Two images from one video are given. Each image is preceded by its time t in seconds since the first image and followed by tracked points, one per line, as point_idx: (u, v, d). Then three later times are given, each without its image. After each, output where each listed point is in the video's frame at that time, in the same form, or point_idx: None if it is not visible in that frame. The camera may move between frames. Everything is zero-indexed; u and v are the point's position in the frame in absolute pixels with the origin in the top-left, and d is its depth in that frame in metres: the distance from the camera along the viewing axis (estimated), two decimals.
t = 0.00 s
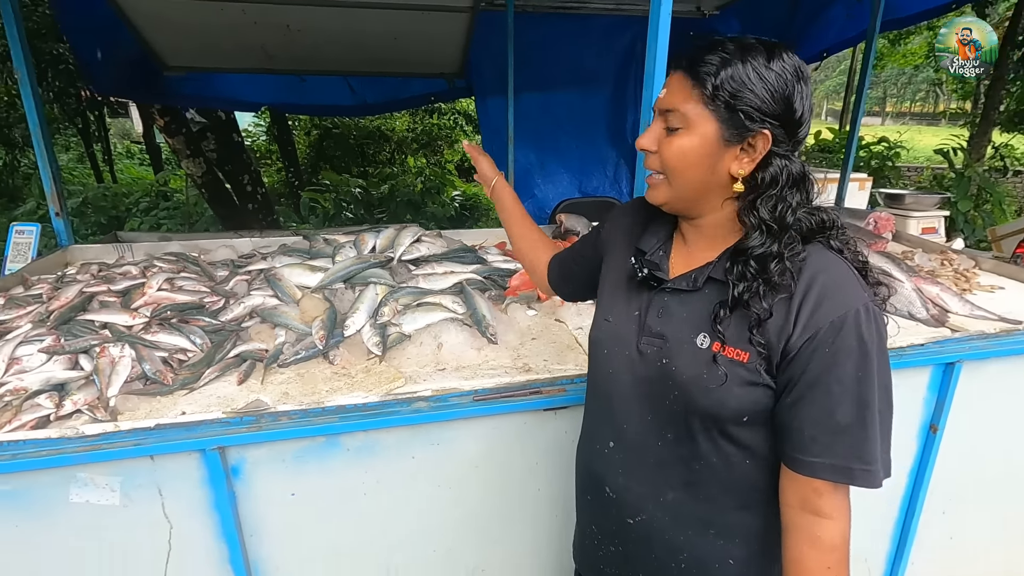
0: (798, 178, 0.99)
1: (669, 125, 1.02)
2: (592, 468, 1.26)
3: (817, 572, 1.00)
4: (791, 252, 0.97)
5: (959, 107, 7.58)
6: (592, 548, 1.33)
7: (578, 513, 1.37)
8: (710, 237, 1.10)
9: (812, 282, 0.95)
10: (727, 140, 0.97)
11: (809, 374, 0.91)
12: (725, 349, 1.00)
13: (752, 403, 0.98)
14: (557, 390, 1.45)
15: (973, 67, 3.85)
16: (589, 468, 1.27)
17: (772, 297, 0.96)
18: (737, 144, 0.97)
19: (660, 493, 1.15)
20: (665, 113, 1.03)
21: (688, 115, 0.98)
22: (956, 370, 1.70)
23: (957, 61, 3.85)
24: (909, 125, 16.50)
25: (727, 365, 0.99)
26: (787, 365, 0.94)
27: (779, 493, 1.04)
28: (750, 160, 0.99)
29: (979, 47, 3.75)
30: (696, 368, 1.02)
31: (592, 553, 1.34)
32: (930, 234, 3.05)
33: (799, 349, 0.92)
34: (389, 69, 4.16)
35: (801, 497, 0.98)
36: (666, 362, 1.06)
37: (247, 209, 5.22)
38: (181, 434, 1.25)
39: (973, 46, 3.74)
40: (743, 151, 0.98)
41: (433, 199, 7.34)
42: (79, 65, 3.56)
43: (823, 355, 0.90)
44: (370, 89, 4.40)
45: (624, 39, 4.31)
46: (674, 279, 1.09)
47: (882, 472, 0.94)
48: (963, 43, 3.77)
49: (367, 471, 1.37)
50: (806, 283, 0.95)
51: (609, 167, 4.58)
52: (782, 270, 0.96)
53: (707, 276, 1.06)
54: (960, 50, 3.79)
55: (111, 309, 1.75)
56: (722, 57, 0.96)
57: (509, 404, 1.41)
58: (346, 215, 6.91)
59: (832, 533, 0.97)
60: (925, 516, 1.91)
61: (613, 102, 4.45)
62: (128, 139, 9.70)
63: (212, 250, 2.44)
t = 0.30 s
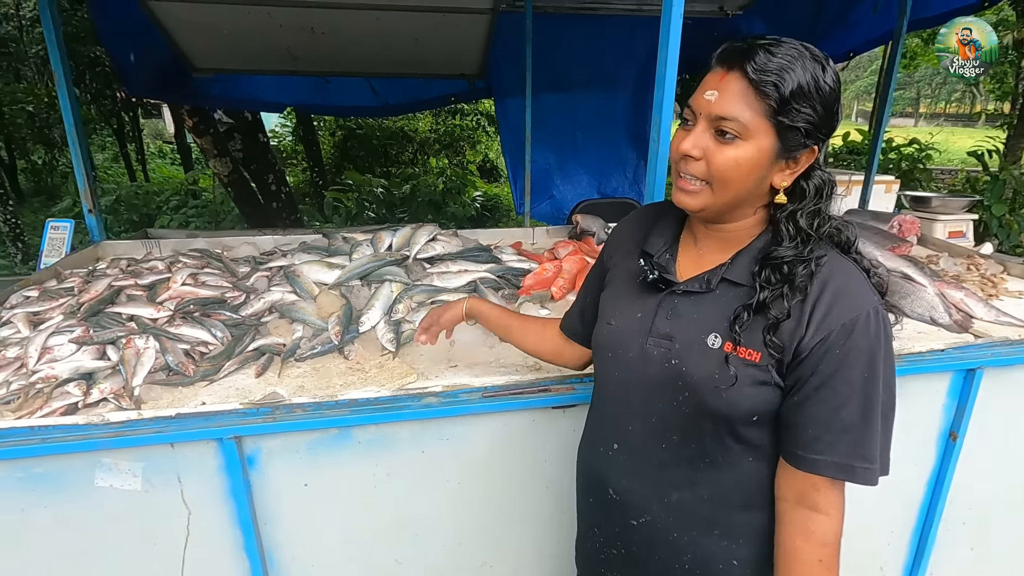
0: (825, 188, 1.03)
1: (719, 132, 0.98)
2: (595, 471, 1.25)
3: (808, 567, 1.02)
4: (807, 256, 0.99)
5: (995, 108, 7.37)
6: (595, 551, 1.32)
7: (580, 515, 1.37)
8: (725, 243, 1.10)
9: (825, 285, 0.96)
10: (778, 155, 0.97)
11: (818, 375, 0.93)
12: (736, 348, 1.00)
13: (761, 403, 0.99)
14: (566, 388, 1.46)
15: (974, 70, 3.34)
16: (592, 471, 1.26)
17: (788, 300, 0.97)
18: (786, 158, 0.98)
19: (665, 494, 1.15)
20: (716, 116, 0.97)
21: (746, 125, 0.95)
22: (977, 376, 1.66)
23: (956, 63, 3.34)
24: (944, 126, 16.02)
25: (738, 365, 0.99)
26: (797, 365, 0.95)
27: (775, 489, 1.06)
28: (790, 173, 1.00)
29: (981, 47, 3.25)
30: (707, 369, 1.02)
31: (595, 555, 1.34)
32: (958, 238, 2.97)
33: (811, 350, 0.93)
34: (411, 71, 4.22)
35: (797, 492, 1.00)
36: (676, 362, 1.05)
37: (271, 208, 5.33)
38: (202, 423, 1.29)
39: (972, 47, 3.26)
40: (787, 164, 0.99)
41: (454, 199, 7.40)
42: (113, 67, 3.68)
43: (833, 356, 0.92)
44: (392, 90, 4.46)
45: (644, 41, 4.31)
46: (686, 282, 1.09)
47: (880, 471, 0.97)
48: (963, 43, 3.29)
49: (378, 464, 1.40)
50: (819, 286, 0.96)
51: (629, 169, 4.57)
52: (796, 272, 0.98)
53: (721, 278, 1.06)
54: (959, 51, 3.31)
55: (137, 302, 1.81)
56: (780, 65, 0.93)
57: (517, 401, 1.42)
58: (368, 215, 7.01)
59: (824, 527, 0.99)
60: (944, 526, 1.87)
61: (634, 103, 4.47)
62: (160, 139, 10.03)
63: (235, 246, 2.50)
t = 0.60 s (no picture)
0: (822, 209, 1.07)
1: (729, 162, 0.99)
2: (600, 502, 1.24)
3: None
4: (813, 279, 1.01)
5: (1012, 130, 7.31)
6: None
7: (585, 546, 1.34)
8: (727, 270, 1.11)
9: (832, 308, 0.98)
10: (784, 183, 0.99)
11: (837, 399, 0.94)
12: (749, 374, 1.00)
13: (779, 428, 0.99)
14: (569, 414, 1.44)
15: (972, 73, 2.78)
16: (598, 501, 1.24)
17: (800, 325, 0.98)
18: (791, 185, 1.00)
19: (678, 523, 1.14)
20: (726, 148, 0.99)
21: (757, 156, 0.97)
22: (989, 405, 1.63)
23: (954, 65, 2.76)
24: (961, 148, 15.89)
25: (752, 392, 1.00)
26: (813, 390, 0.96)
27: (800, 512, 1.08)
28: (793, 199, 1.03)
29: (981, 47, 2.66)
30: (722, 397, 1.01)
31: None
32: (972, 262, 2.93)
33: (825, 372, 0.94)
34: (424, 96, 4.32)
35: (826, 515, 1.02)
36: (690, 392, 1.04)
37: (286, 228, 5.42)
38: (209, 443, 1.32)
39: (973, 45, 2.67)
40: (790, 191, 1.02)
41: (466, 219, 7.47)
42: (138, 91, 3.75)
43: (847, 379, 0.93)
44: (406, 115, 4.56)
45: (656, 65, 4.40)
46: (692, 310, 1.09)
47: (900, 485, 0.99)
48: (962, 43, 2.70)
49: (383, 486, 1.41)
50: (827, 310, 0.98)
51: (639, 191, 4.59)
52: (804, 297, 0.99)
53: (728, 305, 1.06)
54: (958, 51, 2.71)
55: (153, 322, 1.86)
56: (783, 98, 0.97)
57: (518, 425, 1.41)
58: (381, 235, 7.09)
59: (858, 547, 1.01)
60: (960, 558, 1.82)
61: (644, 128, 4.52)
62: (182, 160, 10.34)
63: (249, 267, 2.55)
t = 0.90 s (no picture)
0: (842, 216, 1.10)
1: (765, 176, 1.00)
2: (635, 521, 1.23)
3: None
4: (843, 289, 1.02)
5: None
6: None
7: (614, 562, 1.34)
8: (754, 283, 1.11)
9: (861, 317, 1.00)
10: (814, 192, 1.02)
11: (870, 408, 0.96)
12: (783, 388, 1.01)
13: (811, 439, 1.01)
14: (591, 426, 1.45)
15: (972, 74, 2.57)
16: (632, 519, 1.23)
17: (832, 337, 0.99)
18: (817, 194, 1.04)
19: (716, 540, 1.14)
20: (759, 163, 1.00)
21: (790, 167, 0.99)
22: None
23: (953, 66, 2.53)
24: (1004, 161, 15.36)
25: (786, 406, 1.01)
26: (846, 401, 0.98)
27: (824, 520, 1.11)
28: (818, 208, 1.06)
29: (981, 47, 2.46)
30: (757, 411, 1.02)
31: None
32: (1011, 281, 2.83)
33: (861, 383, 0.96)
34: (452, 111, 4.41)
35: (853, 520, 1.05)
36: (724, 407, 1.05)
37: (317, 239, 5.57)
38: (242, 446, 1.37)
39: (973, 46, 2.47)
40: (816, 200, 1.05)
41: (493, 231, 7.54)
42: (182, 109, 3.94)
43: (878, 388, 0.96)
44: (435, 129, 4.66)
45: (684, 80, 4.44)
46: (723, 325, 1.09)
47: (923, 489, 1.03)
48: (961, 43, 2.50)
49: (406, 493, 1.45)
50: (857, 320, 1.00)
51: (666, 205, 4.58)
52: (835, 308, 1.01)
53: (758, 319, 1.07)
54: (957, 51, 2.50)
55: (192, 329, 1.95)
56: (801, 112, 1.00)
57: (540, 436, 1.43)
58: (409, 246, 7.21)
59: (884, 550, 1.05)
60: None
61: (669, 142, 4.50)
62: (219, 172, 10.75)
63: (282, 277, 2.64)
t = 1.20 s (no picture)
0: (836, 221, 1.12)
1: (789, 189, 0.97)
2: (648, 513, 1.21)
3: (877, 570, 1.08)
4: (843, 285, 1.03)
5: None
6: None
7: (626, 554, 1.31)
8: (760, 286, 1.11)
9: (861, 312, 1.02)
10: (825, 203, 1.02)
11: (871, 398, 0.99)
12: (789, 380, 1.02)
13: (816, 429, 1.02)
14: (596, 422, 1.50)
15: (972, 74, 2.64)
16: (646, 510, 1.21)
17: (834, 330, 1.01)
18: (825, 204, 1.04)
19: (729, 527, 1.13)
20: (784, 176, 0.97)
21: (813, 181, 0.97)
22: None
23: (952, 66, 2.59)
24: None
25: (792, 397, 1.01)
26: (847, 392, 1.00)
27: (826, 504, 1.13)
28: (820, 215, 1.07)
29: (981, 47, 2.54)
30: (767, 404, 1.02)
31: None
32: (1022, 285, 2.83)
33: (863, 374, 0.98)
34: (464, 116, 4.48)
35: (854, 504, 1.07)
36: (734, 400, 1.05)
37: (332, 240, 5.68)
38: (263, 438, 1.45)
39: (972, 46, 2.54)
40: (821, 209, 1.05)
41: (505, 234, 7.59)
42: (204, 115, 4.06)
43: (877, 379, 0.98)
44: (448, 134, 4.74)
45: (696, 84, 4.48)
46: (730, 323, 1.09)
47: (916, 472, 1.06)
48: (961, 43, 2.56)
49: (418, 484, 1.51)
50: (855, 314, 1.02)
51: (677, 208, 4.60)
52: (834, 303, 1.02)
53: (765, 316, 1.07)
54: (956, 52, 2.57)
55: (215, 327, 2.03)
56: (818, 126, 0.99)
57: (546, 431, 1.48)
58: (422, 248, 7.30)
59: (882, 532, 1.07)
60: None
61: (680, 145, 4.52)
62: (236, 175, 10.97)
63: (299, 278, 2.73)
